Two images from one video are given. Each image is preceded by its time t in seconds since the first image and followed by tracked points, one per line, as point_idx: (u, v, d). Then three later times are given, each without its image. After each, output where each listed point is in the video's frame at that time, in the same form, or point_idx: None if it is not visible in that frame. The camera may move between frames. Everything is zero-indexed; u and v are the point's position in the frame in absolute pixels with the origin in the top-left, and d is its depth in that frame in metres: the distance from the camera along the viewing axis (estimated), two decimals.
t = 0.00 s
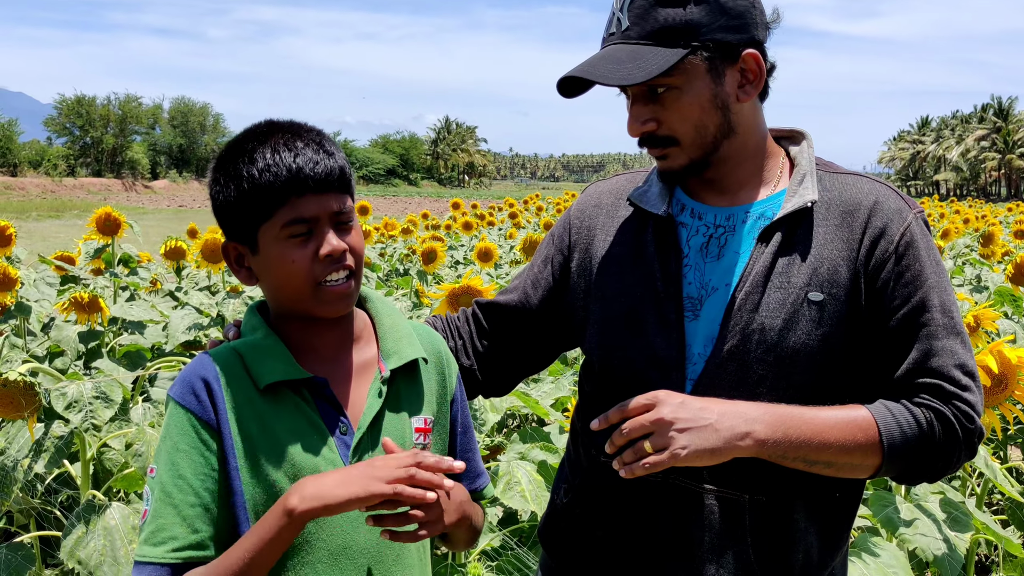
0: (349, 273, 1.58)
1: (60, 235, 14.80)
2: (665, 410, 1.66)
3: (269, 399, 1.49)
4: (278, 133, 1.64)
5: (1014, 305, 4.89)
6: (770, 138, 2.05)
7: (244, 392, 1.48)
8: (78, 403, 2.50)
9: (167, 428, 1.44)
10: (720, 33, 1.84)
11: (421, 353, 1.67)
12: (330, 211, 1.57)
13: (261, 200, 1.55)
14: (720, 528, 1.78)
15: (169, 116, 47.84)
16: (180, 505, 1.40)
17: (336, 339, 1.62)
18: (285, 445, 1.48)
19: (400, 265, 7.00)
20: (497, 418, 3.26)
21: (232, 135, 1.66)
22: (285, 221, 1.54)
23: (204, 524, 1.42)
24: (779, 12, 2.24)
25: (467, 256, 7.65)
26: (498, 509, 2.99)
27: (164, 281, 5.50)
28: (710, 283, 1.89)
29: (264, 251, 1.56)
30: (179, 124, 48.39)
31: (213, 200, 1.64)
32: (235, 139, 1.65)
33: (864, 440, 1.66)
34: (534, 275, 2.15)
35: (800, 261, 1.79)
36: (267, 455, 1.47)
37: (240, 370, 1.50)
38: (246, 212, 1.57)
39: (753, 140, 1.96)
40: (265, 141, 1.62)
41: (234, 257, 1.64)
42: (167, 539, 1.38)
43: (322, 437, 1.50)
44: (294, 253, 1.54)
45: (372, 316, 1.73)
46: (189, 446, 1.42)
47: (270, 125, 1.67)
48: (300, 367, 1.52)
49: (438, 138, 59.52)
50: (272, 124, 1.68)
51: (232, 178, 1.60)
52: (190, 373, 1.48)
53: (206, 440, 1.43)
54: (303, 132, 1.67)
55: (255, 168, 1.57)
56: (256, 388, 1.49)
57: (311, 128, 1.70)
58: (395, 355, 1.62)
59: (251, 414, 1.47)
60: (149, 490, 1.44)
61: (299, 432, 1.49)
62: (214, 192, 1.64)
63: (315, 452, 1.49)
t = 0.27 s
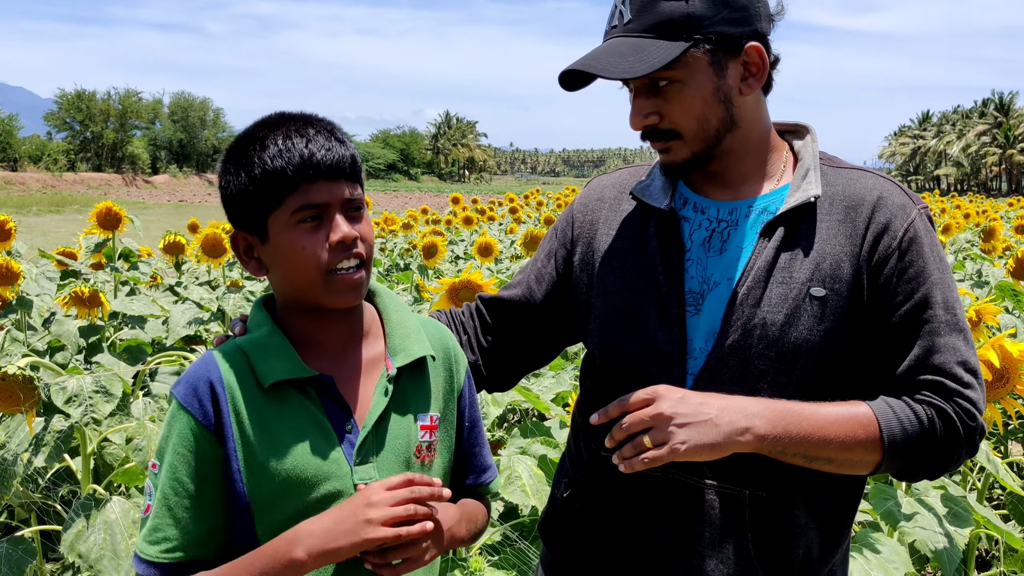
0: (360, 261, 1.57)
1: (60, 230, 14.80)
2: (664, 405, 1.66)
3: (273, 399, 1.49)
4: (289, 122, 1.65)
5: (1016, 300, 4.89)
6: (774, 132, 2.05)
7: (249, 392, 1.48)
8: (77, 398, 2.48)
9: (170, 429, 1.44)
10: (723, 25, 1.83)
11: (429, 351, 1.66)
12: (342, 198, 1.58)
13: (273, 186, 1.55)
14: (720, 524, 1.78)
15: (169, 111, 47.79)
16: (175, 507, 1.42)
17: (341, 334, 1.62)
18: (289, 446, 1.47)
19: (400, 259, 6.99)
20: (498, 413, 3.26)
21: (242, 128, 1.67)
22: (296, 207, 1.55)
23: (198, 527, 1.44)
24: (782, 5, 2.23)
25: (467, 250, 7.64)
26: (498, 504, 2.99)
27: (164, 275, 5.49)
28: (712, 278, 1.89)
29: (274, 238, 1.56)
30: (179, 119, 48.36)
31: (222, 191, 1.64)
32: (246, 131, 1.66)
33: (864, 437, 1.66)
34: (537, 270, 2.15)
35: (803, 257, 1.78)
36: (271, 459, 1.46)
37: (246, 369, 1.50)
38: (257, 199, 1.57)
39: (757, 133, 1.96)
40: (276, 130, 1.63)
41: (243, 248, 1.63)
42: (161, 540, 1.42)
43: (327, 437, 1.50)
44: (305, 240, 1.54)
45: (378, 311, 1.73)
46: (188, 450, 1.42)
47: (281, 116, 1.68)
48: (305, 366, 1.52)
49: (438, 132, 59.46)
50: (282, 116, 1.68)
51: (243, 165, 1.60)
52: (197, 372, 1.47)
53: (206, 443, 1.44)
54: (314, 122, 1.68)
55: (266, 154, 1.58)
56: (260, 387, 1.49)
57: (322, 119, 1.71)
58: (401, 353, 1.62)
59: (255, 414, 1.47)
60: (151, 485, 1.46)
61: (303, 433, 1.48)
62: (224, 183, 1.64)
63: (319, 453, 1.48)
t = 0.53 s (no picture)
0: (373, 265, 1.57)
1: (65, 228, 14.83)
2: (671, 404, 1.65)
3: (276, 393, 1.49)
4: (316, 120, 1.66)
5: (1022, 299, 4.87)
6: (782, 131, 2.04)
7: (253, 385, 1.48)
8: (82, 396, 2.50)
9: (174, 419, 1.43)
10: (731, 22, 1.83)
11: (432, 349, 1.66)
12: (364, 201, 1.58)
13: (296, 181, 1.55)
14: (727, 524, 1.78)
15: (174, 110, 47.85)
16: (184, 498, 1.40)
17: (347, 333, 1.61)
18: (292, 440, 1.47)
19: (405, 258, 6.99)
20: (503, 412, 3.25)
21: (267, 120, 1.67)
22: (319, 206, 1.55)
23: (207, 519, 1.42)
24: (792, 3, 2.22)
25: (471, 249, 7.64)
26: (503, 502, 2.99)
27: (169, 274, 5.50)
28: (719, 277, 1.89)
29: (291, 234, 1.55)
30: (184, 117, 48.42)
31: (240, 181, 1.62)
32: (270, 124, 1.66)
33: (872, 437, 1.65)
34: (544, 268, 2.15)
35: (811, 256, 1.78)
36: (273, 452, 1.46)
37: (250, 362, 1.50)
38: (277, 193, 1.56)
39: (764, 132, 1.95)
40: (303, 127, 1.63)
41: (254, 241, 1.61)
42: (170, 531, 1.39)
43: (329, 432, 1.50)
44: (324, 239, 1.54)
45: (380, 310, 1.72)
46: (195, 438, 1.42)
47: (307, 113, 1.69)
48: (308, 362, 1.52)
49: (443, 131, 59.47)
50: (309, 113, 1.69)
51: (265, 158, 1.59)
52: (200, 364, 1.47)
53: (212, 432, 1.43)
54: (340, 122, 1.69)
55: (292, 150, 1.58)
56: (264, 381, 1.48)
57: (346, 120, 1.72)
58: (404, 351, 1.62)
59: (259, 407, 1.47)
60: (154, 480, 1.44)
61: (305, 428, 1.49)
62: (242, 173, 1.63)
63: (320, 448, 1.49)
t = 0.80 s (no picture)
0: (383, 272, 1.57)
1: (76, 229, 14.90)
2: (683, 405, 1.65)
3: (290, 386, 1.49)
4: (332, 125, 1.66)
5: None
6: (794, 132, 2.03)
7: (268, 378, 1.48)
8: (94, 396, 2.49)
9: (198, 412, 1.43)
10: (747, 19, 1.82)
11: (440, 348, 1.67)
12: (377, 209, 1.58)
13: (310, 187, 1.55)
14: (738, 525, 1.77)
15: (183, 111, 48.02)
16: (225, 486, 1.39)
17: (356, 332, 1.61)
18: (304, 433, 1.47)
19: (413, 259, 7.00)
20: (512, 413, 3.25)
21: (284, 121, 1.67)
22: (331, 213, 1.54)
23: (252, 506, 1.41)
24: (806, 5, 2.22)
25: (480, 250, 7.64)
26: (512, 503, 2.99)
27: (180, 274, 5.51)
28: (730, 278, 1.88)
29: (304, 239, 1.55)
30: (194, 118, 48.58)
31: (256, 182, 1.63)
32: (287, 126, 1.65)
33: (884, 439, 1.65)
34: (553, 268, 2.15)
35: (822, 257, 1.77)
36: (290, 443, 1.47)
37: (264, 355, 1.50)
38: (292, 198, 1.57)
39: (777, 132, 1.94)
40: (319, 132, 1.63)
41: (268, 241, 1.62)
42: (215, 519, 1.37)
43: (341, 425, 1.50)
44: (335, 246, 1.54)
45: (389, 311, 1.73)
46: (223, 427, 1.42)
47: (324, 116, 1.69)
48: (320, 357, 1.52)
49: (451, 132, 59.51)
50: (326, 116, 1.69)
51: (281, 162, 1.59)
52: (215, 356, 1.48)
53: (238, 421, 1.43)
54: (356, 128, 1.69)
55: (308, 155, 1.58)
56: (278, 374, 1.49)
57: (362, 124, 1.72)
58: (414, 349, 1.62)
59: (276, 399, 1.47)
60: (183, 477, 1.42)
61: (318, 420, 1.49)
62: (258, 174, 1.63)
63: (333, 441, 1.49)
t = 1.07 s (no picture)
0: (394, 266, 1.57)
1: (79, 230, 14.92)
2: (687, 404, 1.65)
3: (291, 388, 1.49)
4: (341, 121, 1.66)
5: None
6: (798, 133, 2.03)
7: (269, 379, 1.48)
8: (97, 396, 2.51)
9: (191, 413, 1.44)
10: (754, 19, 1.83)
11: (447, 352, 1.66)
12: (387, 202, 1.59)
13: (321, 181, 1.55)
14: (742, 525, 1.77)
15: (187, 111, 48.08)
16: (202, 491, 1.41)
17: (362, 332, 1.61)
18: (304, 436, 1.48)
19: (416, 260, 7.00)
20: (515, 414, 3.25)
21: (293, 119, 1.67)
22: (343, 206, 1.55)
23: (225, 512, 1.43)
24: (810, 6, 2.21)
25: (483, 251, 7.64)
26: (515, 505, 2.99)
27: (183, 275, 5.52)
28: (735, 278, 1.88)
29: (315, 233, 1.55)
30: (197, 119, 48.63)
31: (265, 179, 1.62)
32: (296, 123, 1.66)
33: (887, 439, 1.64)
34: (558, 269, 2.14)
35: (827, 257, 1.77)
36: (287, 447, 1.47)
37: (266, 357, 1.50)
38: (303, 192, 1.56)
39: (782, 132, 1.94)
40: (329, 127, 1.64)
41: (277, 239, 1.61)
42: (187, 523, 1.40)
43: (342, 428, 1.50)
44: (347, 239, 1.54)
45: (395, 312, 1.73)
46: (211, 432, 1.42)
47: (333, 114, 1.69)
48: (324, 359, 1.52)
49: (454, 133, 59.53)
50: (334, 113, 1.70)
51: (291, 157, 1.59)
52: (217, 356, 1.48)
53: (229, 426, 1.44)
54: (365, 124, 1.69)
55: (318, 149, 1.58)
56: (279, 376, 1.49)
57: (371, 122, 1.73)
58: (420, 353, 1.62)
59: (274, 401, 1.47)
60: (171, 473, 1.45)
61: (319, 424, 1.49)
62: (267, 171, 1.63)
63: (333, 444, 1.49)
